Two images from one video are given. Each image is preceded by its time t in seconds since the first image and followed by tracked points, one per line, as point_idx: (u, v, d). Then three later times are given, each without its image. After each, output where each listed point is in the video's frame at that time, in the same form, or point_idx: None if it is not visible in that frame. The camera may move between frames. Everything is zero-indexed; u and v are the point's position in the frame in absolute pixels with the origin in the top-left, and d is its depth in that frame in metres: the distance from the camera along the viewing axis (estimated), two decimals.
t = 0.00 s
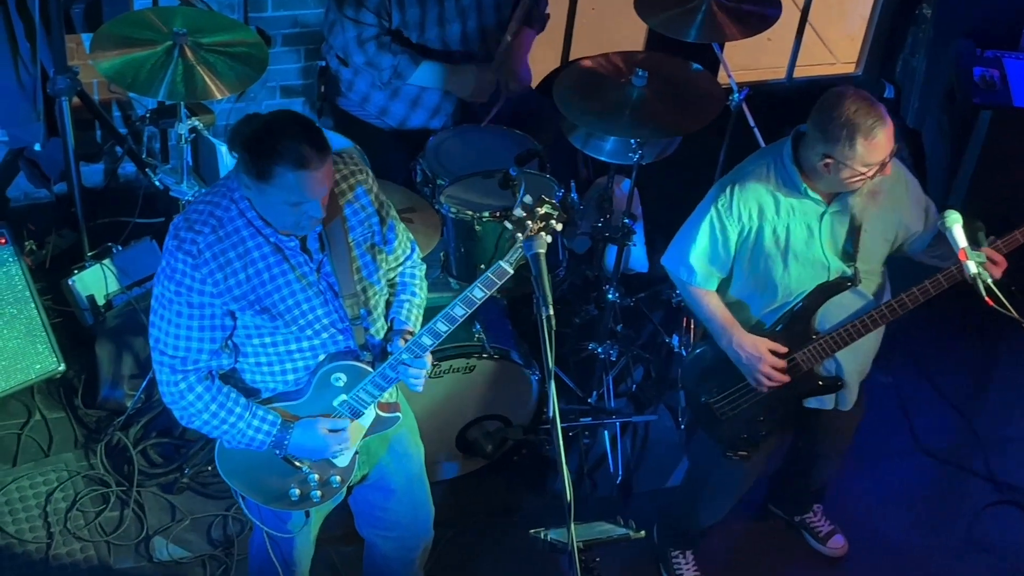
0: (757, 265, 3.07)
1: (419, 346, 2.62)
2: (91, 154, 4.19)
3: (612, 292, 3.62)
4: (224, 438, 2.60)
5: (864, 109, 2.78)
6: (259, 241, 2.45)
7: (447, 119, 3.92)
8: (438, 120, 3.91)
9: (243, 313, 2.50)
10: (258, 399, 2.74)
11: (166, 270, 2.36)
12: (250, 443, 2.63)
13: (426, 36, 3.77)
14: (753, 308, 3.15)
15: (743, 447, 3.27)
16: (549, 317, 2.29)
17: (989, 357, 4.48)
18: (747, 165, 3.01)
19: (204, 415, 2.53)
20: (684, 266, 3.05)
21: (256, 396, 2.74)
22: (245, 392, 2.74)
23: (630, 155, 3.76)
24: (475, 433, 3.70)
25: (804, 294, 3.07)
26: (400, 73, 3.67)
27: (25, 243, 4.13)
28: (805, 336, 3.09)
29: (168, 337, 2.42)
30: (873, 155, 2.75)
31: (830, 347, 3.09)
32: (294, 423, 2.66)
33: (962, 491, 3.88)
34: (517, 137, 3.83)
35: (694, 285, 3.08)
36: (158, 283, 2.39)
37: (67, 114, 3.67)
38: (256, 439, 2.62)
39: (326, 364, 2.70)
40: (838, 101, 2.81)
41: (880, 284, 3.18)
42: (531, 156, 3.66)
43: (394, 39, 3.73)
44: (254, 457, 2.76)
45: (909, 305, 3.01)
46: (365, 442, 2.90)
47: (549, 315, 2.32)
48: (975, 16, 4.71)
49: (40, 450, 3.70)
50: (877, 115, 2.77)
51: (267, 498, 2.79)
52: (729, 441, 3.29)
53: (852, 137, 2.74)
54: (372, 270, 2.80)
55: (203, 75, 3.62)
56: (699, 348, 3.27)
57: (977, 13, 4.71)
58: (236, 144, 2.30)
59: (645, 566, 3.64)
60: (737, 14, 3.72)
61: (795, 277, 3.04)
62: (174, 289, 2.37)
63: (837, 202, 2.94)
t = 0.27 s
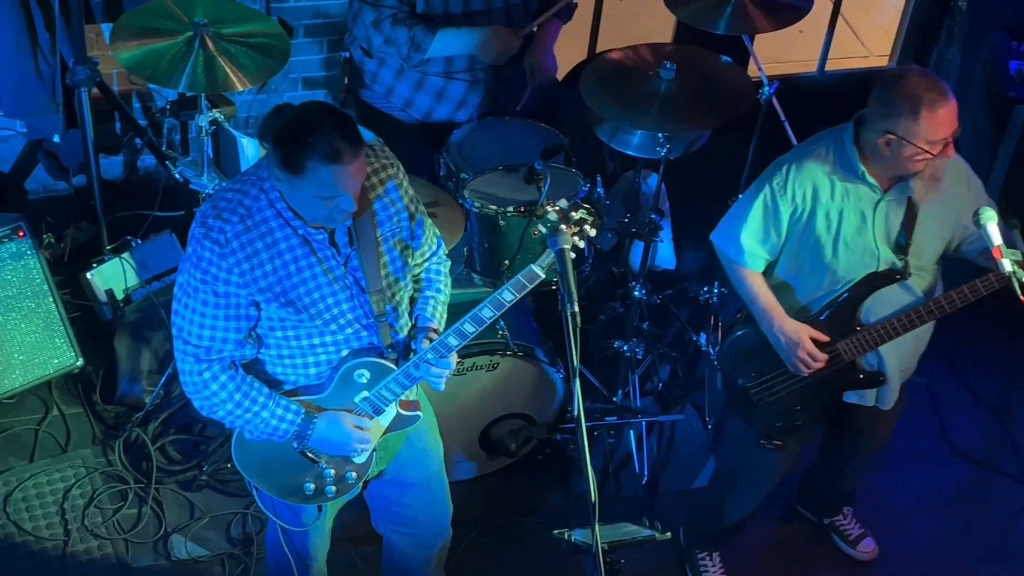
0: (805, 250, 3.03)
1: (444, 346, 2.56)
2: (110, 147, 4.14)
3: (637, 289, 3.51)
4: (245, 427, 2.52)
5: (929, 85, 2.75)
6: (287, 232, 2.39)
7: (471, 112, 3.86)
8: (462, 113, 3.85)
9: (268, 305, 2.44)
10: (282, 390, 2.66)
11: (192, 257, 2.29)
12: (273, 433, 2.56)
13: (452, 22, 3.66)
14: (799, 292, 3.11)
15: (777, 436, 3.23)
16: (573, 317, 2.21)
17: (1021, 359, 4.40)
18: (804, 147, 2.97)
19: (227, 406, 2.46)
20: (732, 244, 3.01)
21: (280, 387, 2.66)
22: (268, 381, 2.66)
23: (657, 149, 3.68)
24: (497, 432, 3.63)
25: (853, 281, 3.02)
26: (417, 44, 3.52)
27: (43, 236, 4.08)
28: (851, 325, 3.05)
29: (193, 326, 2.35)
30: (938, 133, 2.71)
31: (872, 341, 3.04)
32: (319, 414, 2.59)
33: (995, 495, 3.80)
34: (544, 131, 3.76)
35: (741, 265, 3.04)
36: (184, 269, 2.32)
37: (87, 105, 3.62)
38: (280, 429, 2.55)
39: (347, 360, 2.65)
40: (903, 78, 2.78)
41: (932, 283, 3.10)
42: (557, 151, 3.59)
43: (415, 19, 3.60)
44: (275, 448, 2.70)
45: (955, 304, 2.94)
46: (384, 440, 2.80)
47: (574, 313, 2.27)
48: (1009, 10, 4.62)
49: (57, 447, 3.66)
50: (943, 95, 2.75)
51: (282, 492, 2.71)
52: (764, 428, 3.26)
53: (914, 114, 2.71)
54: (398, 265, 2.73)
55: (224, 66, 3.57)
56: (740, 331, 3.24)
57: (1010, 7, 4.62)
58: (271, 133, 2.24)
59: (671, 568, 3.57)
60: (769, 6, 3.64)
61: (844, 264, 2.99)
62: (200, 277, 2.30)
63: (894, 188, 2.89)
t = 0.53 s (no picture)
0: (845, 244, 2.92)
1: (474, 357, 2.54)
2: (124, 138, 4.06)
3: (664, 288, 3.44)
4: (262, 424, 2.42)
5: (983, 78, 2.62)
6: (327, 228, 2.28)
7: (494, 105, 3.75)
8: (485, 106, 3.75)
9: (301, 300, 2.34)
10: (303, 385, 2.57)
11: (229, 244, 2.17)
12: (290, 432, 2.47)
13: (475, 10, 3.55)
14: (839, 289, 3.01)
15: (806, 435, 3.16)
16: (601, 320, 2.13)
17: None
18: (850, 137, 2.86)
19: (247, 401, 2.36)
20: (770, 235, 2.93)
21: (300, 382, 2.57)
22: (288, 377, 2.57)
23: (685, 143, 3.58)
24: (520, 433, 3.55)
25: (892, 279, 2.90)
26: (445, 51, 3.48)
27: (55, 230, 3.95)
28: (888, 325, 2.95)
29: (222, 315, 2.23)
30: (989, 127, 2.59)
31: (909, 342, 2.93)
32: (337, 417, 2.50)
33: None
34: (569, 124, 3.66)
35: (778, 257, 2.95)
36: (217, 256, 2.19)
37: (99, 96, 3.53)
38: (299, 430, 2.46)
39: (373, 363, 2.55)
40: (958, 71, 2.65)
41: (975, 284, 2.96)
42: (581, 144, 3.49)
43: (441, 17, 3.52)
44: (284, 447, 2.59)
45: (1001, 307, 2.82)
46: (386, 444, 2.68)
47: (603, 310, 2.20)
48: None
49: (69, 445, 3.57)
50: (998, 87, 2.62)
51: (286, 490, 2.61)
52: (791, 427, 3.21)
53: (967, 108, 2.58)
54: (427, 271, 2.62)
55: (241, 56, 3.47)
56: (772, 324, 3.13)
57: None
58: (326, 125, 2.13)
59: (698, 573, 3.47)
60: None
61: (884, 260, 2.87)
62: (236, 267, 2.18)
63: (941, 185, 2.77)
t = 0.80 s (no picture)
0: (878, 239, 2.74)
1: (501, 383, 2.61)
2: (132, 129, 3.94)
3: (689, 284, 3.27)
4: (277, 422, 2.26)
5: None
6: (381, 234, 2.13)
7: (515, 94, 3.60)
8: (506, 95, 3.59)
9: (342, 304, 2.18)
10: (322, 386, 2.44)
11: (283, 234, 1.97)
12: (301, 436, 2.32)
13: None
14: (869, 286, 2.82)
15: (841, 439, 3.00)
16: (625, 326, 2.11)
17: None
18: (885, 123, 2.69)
19: (269, 400, 2.19)
20: (801, 226, 2.74)
21: (317, 383, 2.44)
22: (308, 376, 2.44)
23: (714, 134, 3.44)
24: (541, 436, 3.40)
25: (928, 276, 2.72)
26: (463, 38, 3.39)
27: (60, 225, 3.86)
28: (922, 324, 2.76)
29: (261, 307, 2.03)
30: None
31: (945, 342, 2.75)
32: (351, 427, 2.37)
33: None
34: (591, 112, 3.52)
35: (808, 250, 2.76)
36: (263, 243, 2.00)
37: (106, 84, 3.40)
38: (311, 435, 2.30)
39: (395, 377, 2.46)
40: (1001, 54, 2.50)
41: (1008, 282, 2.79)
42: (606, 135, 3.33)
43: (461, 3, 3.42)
44: (283, 448, 2.45)
45: None
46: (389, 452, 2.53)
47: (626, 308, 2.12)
48: None
49: (73, 447, 3.44)
50: None
51: (275, 490, 2.49)
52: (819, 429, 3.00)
53: (1011, 92, 2.44)
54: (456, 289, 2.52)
55: (252, 43, 3.34)
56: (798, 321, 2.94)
57: None
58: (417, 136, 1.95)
59: None
60: None
61: (917, 256, 2.70)
62: (290, 261, 1.98)
63: (977, 177, 2.61)
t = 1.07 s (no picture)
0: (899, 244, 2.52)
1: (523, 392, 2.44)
2: (133, 119, 3.80)
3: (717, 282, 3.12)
4: (291, 423, 2.11)
5: None
6: (412, 235, 1.96)
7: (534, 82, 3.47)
8: (525, 84, 3.45)
9: (370, 305, 2.01)
10: (338, 389, 2.27)
11: (311, 230, 1.82)
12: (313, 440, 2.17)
13: None
14: (893, 293, 2.60)
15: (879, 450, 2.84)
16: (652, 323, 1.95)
17: None
18: (897, 120, 2.48)
19: (286, 402, 2.03)
20: (816, 234, 2.52)
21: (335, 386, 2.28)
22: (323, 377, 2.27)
23: (744, 125, 3.28)
24: (562, 441, 3.23)
25: (955, 278, 2.51)
26: (483, 22, 3.28)
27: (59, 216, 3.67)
28: (951, 328, 2.56)
29: (284, 305, 1.88)
30: None
31: (977, 346, 2.55)
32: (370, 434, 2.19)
33: None
34: (615, 103, 3.35)
35: (825, 259, 2.54)
36: (290, 237, 1.85)
37: (106, 71, 3.23)
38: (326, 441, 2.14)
39: (415, 383, 2.30)
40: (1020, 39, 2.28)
41: None
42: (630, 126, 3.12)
43: None
44: (292, 451, 2.27)
45: None
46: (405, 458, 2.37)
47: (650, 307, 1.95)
48: None
49: (71, 451, 3.28)
50: None
51: (280, 494, 2.33)
52: (849, 447, 2.80)
53: None
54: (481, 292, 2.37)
55: (258, 28, 3.17)
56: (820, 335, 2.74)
57: None
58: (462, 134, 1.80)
59: None
60: None
61: (942, 261, 2.48)
62: (317, 259, 1.83)
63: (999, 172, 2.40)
